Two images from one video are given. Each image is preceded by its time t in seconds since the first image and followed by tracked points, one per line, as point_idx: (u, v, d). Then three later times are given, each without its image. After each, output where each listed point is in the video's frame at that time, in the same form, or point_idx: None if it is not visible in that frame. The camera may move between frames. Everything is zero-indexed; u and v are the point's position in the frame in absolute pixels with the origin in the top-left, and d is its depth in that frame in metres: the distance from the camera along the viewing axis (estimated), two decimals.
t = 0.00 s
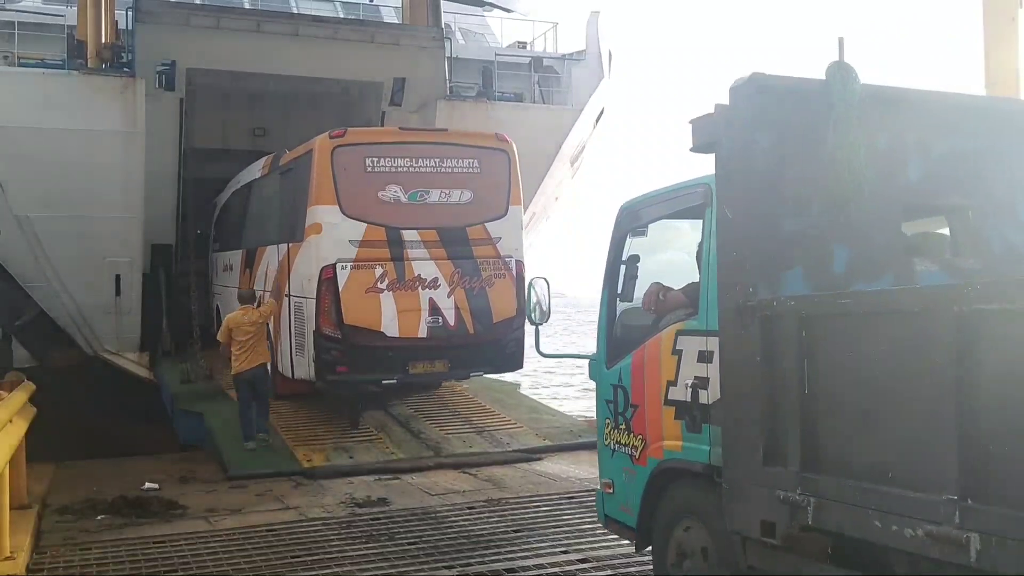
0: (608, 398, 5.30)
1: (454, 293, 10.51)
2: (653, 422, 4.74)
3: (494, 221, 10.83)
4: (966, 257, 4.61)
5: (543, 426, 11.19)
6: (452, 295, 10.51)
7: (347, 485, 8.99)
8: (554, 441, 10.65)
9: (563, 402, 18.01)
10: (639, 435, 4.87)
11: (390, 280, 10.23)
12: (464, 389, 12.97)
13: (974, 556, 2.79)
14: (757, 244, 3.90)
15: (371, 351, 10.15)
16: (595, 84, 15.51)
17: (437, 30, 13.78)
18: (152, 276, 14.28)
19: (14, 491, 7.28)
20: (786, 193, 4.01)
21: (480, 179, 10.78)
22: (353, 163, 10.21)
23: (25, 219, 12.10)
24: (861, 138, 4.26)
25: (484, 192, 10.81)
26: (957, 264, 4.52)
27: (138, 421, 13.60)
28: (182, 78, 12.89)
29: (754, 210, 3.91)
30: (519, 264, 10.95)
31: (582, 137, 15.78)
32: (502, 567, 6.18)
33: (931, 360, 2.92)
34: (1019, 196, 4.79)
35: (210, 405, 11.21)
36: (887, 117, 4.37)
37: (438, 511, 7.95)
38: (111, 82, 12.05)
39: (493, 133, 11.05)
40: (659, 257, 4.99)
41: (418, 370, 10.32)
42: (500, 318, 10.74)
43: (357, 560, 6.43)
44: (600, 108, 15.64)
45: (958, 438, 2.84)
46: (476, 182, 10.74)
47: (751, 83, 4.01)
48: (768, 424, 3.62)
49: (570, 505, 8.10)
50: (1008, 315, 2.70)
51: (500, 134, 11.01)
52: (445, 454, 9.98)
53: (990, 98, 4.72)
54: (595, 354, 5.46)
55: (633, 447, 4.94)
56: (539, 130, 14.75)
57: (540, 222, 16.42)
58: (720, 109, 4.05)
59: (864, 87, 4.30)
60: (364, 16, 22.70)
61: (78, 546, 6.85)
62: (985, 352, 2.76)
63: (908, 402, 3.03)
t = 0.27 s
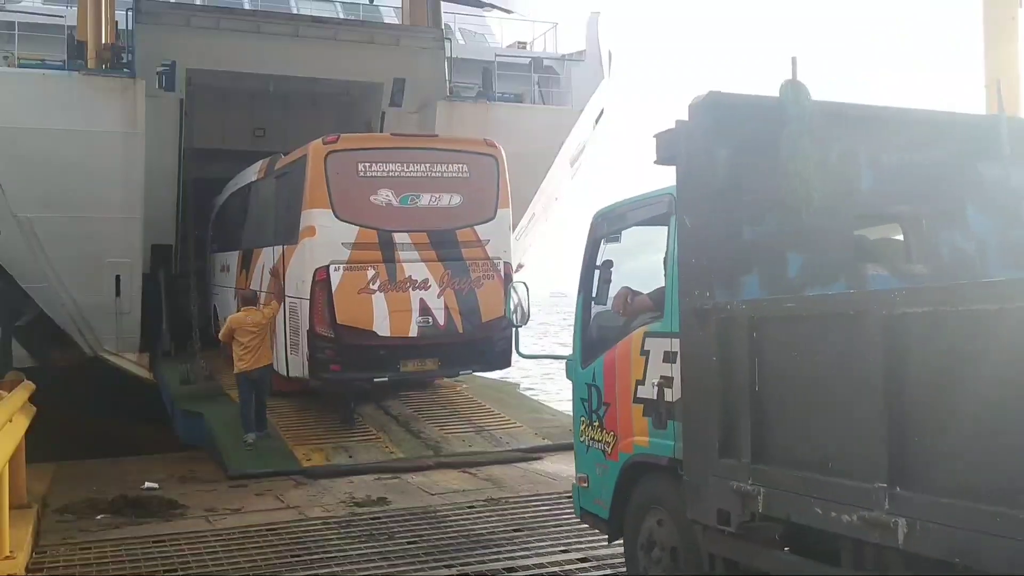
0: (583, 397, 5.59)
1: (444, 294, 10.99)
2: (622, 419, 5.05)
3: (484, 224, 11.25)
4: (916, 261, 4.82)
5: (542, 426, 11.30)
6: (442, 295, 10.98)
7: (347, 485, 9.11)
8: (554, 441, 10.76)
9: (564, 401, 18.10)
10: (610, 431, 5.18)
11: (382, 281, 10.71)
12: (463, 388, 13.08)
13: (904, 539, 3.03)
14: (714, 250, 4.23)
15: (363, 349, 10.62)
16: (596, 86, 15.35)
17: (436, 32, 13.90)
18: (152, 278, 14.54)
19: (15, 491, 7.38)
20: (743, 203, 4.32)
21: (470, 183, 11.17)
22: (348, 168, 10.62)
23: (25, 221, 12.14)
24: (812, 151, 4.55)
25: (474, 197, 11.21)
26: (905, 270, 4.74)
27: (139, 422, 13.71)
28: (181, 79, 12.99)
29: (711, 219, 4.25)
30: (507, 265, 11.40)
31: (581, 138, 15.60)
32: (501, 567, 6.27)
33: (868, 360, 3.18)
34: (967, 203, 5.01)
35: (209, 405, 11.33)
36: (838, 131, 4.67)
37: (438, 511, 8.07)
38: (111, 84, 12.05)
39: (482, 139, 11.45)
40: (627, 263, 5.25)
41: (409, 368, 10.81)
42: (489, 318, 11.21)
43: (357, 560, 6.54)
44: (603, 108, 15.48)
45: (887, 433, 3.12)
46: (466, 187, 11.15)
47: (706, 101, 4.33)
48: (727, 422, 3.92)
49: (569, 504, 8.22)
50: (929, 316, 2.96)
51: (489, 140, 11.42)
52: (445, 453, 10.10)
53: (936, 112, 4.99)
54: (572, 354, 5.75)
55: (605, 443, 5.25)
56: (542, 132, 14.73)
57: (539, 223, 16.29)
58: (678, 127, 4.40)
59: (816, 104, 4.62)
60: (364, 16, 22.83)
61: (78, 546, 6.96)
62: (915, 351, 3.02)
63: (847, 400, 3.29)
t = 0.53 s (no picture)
0: (562, 393, 5.74)
1: (436, 294, 11.10)
2: (598, 414, 5.19)
3: (474, 226, 11.40)
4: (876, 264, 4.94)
5: (541, 425, 11.40)
6: (434, 296, 11.10)
7: (348, 484, 9.20)
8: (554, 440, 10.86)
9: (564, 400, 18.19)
10: (586, 426, 5.33)
11: (376, 282, 10.82)
12: (464, 388, 13.17)
13: (843, 522, 3.23)
14: (679, 255, 4.41)
15: (356, 348, 10.73)
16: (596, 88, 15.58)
17: (437, 32, 13.89)
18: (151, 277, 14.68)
19: (16, 490, 7.48)
20: (705, 210, 4.51)
21: (462, 187, 11.32)
22: (340, 172, 10.77)
23: (26, 221, 12.25)
24: (773, 160, 4.75)
25: (465, 200, 11.36)
26: (866, 272, 4.88)
27: (140, 422, 13.80)
28: (182, 79, 13.04)
29: (675, 225, 4.43)
30: (497, 266, 11.53)
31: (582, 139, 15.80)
32: (502, 566, 6.36)
33: (810, 357, 3.37)
34: (925, 207, 5.13)
35: (208, 405, 11.44)
36: (796, 140, 4.84)
37: (438, 510, 8.17)
38: (111, 84, 12.18)
39: (472, 143, 11.61)
40: (604, 264, 5.44)
41: (402, 366, 10.89)
42: (480, 317, 11.33)
43: (358, 559, 6.63)
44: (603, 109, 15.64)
45: (829, 425, 3.30)
46: (457, 190, 11.30)
47: (671, 113, 4.50)
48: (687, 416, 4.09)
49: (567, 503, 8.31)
50: (866, 314, 3.14)
51: (480, 144, 11.58)
52: (445, 452, 10.20)
53: (892, 121, 5.14)
54: (551, 352, 5.89)
55: (582, 437, 5.39)
56: (542, 133, 14.83)
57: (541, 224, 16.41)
58: (645, 139, 4.57)
59: (775, 116, 4.81)
60: (365, 17, 22.92)
61: (78, 546, 7.06)
62: (852, 347, 3.21)
63: (791, 393, 3.49)
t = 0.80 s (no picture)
0: (545, 391, 5.94)
1: (429, 296, 11.26)
2: (579, 410, 5.41)
3: (466, 229, 11.49)
4: (843, 267, 5.08)
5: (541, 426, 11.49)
6: (426, 297, 11.25)
7: (349, 485, 9.30)
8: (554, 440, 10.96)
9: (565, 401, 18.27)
10: (569, 422, 5.52)
11: (370, 284, 10.99)
12: (464, 388, 13.28)
13: (800, 511, 3.52)
14: (652, 258, 4.68)
15: (351, 348, 10.89)
16: (598, 83, 15.83)
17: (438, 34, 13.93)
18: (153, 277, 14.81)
19: (17, 490, 7.58)
20: (677, 216, 4.75)
21: (454, 192, 11.44)
22: (336, 177, 10.87)
23: (27, 222, 12.35)
24: (743, 168, 4.90)
25: (457, 204, 11.47)
26: (832, 275, 5.03)
27: (141, 422, 13.91)
28: (182, 80, 13.14)
29: (649, 230, 4.70)
30: (490, 268, 11.66)
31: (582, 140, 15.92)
32: (504, 566, 6.45)
33: (770, 356, 3.69)
34: (891, 211, 5.20)
35: (208, 405, 11.56)
36: (765, 148, 4.97)
37: (439, 510, 8.28)
38: (112, 85, 12.22)
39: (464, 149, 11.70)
40: (589, 264, 5.56)
41: (396, 366, 11.09)
42: (473, 318, 11.45)
43: (360, 559, 6.73)
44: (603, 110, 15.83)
45: (785, 421, 3.62)
46: (450, 195, 11.42)
47: (646, 123, 4.71)
48: (661, 411, 4.42)
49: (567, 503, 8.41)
50: (819, 317, 3.44)
51: (472, 149, 11.67)
52: (445, 452, 10.31)
53: (859, 129, 5.21)
54: (535, 351, 6.07)
55: (564, 433, 5.61)
56: (542, 134, 14.92)
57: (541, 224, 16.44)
58: (622, 146, 4.80)
59: (746, 125, 4.95)
60: (365, 18, 23.07)
61: (79, 546, 7.16)
62: (805, 348, 3.52)
63: (753, 391, 3.81)
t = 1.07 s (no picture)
0: (530, 389, 6.22)
1: (420, 296, 11.48)
2: (560, 407, 5.69)
3: (458, 232, 11.69)
4: (809, 270, 5.52)
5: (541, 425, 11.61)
6: (418, 297, 11.47)
7: (349, 483, 9.41)
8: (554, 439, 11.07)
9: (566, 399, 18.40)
10: (551, 419, 5.82)
11: (363, 284, 11.21)
12: (465, 387, 13.40)
13: (755, 499, 3.77)
14: (624, 261, 5.07)
15: (344, 347, 11.14)
16: (598, 83, 16.02)
17: (439, 34, 13.92)
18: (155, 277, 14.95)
19: (20, 489, 7.71)
20: (649, 221, 5.16)
21: (445, 194, 11.63)
22: (330, 181, 11.05)
23: (29, 223, 12.48)
24: (711, 178, 5.34)
25: (449, 207, 11.65)
26: (798, 277, 5.46)
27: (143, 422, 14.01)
28: (183, 81, 13.20)
29: (621, 234, 5.09)
30: (480, 269, 11.84)
31: (582, 141, 15.95)
32: (507, 565, 6.55)
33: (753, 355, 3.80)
34: (856, 217, 5.65)
35: (209, 404, 11.67)
36: (732, 159, 5.42)
37: (439, 510, 8.39)
38: (114, 86, 12.34)
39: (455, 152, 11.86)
40: (568, 267, 5.81)
41: (388, 364, 11.33)
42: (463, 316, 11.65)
43: (360, 558, 6.85)
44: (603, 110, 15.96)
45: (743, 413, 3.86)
46: (441, 198, 11.60)
47: (618, 135, 5.15)
48: (631, 407, 4.71)
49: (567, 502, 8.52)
50: (774, 317, 3.67)
51: (464, 154, 11.87)
52: (446, 451, 10.42)
53: (824, 142, 5.65)
54: (520, 351, 6.34)
55: (546, 429, 5.90)
56: (542, 134, 15.02)
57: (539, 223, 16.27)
58: (597, 157, 5.23)
59: (711, 138, 5.40)
60: (366, 19, 23.23)
61: (81, 544, 7.30)
62: (761, 346, 3.76)
63: (712, 385, 4.08)
